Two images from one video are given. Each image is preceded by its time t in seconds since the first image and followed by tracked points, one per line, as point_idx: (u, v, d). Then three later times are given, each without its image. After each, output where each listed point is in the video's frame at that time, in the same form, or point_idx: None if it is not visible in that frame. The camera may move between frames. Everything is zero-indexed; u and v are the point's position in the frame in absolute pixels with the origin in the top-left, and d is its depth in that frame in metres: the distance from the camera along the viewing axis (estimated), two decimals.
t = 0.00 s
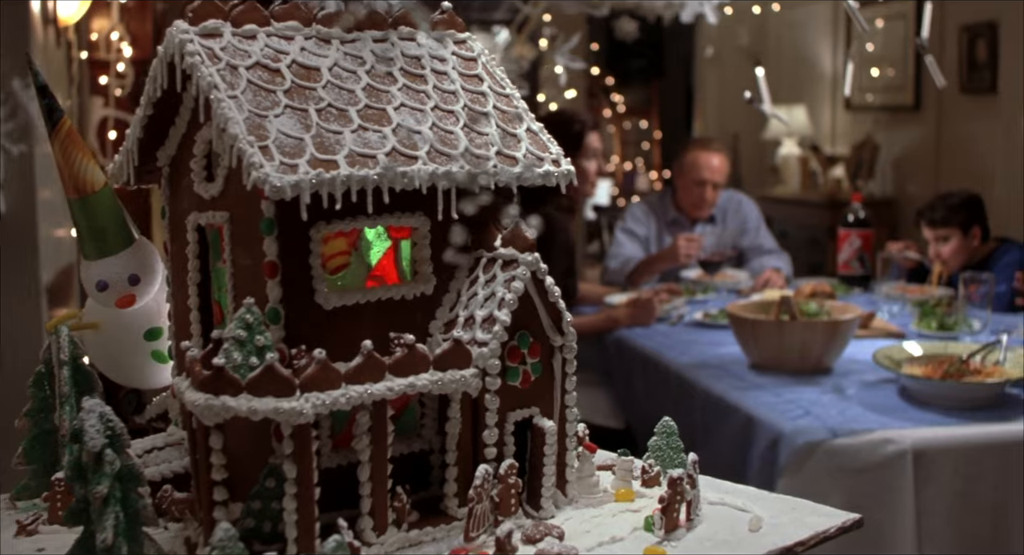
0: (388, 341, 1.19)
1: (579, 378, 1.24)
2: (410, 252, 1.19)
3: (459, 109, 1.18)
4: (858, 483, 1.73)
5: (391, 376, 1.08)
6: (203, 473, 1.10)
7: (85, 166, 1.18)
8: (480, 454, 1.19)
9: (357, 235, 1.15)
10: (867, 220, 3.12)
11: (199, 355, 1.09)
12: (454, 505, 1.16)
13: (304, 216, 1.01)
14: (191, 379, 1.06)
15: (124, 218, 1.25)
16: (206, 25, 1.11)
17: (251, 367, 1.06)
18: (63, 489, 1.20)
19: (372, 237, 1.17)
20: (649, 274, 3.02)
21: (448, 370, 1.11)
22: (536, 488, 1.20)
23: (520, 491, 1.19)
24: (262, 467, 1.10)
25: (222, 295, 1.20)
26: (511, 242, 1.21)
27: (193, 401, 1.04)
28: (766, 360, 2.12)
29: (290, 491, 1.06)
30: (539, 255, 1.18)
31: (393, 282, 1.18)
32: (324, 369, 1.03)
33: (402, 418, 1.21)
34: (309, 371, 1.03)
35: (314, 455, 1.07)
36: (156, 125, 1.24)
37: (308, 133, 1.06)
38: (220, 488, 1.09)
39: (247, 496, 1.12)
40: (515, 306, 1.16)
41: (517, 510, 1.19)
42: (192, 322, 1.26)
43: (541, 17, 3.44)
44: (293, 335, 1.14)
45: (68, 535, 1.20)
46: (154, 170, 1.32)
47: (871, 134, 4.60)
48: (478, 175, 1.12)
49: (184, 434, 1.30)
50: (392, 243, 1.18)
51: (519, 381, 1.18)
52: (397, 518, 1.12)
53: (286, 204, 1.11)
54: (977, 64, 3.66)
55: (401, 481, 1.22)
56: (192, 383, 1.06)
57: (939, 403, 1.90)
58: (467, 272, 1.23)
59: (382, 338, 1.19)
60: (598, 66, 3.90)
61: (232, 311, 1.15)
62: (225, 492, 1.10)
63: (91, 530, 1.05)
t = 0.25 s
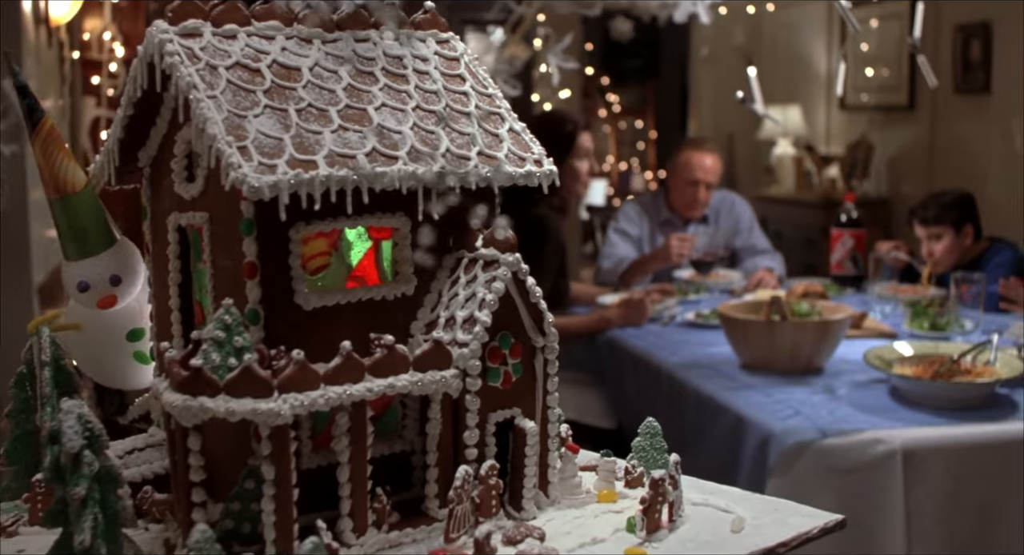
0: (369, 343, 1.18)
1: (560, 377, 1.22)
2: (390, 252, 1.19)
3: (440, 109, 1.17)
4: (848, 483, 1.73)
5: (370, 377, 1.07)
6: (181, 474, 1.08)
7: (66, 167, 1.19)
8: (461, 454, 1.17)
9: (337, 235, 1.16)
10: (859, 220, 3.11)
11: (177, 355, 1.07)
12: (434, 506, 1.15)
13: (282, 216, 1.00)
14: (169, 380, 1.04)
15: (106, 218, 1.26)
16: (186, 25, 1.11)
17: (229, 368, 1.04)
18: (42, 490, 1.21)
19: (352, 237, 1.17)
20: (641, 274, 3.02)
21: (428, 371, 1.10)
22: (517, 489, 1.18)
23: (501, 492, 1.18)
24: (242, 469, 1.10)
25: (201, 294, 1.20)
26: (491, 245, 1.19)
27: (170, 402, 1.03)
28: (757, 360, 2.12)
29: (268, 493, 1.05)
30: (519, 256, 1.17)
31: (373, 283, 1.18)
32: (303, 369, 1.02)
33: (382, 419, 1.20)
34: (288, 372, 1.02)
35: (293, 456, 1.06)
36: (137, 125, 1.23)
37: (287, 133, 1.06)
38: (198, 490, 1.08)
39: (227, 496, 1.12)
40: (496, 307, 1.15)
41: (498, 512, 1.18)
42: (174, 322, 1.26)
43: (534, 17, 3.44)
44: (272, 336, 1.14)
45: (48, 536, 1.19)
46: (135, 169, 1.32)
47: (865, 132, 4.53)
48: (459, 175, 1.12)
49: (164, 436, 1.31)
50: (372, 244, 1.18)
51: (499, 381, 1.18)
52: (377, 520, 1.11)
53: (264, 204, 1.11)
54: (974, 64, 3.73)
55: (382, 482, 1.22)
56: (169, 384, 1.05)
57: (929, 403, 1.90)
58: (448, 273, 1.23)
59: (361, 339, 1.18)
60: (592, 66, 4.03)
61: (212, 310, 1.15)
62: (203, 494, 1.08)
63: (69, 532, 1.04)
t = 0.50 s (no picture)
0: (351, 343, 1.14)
1: (544, 377, 1.20)
2: (373, 252, 1.14)
3: (424, 109, 1.14)
4: (839, 483, 1.73)
5: (351, 377, 1.04)
6: (162, 475, 1.07)
7: (48, 166, 1.17)
8: (443, 456, 1.14)
9: (319, 235, 1.11)
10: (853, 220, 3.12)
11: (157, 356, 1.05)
12: (416, 507, 1.13)
13: (263, 216, 0.98)
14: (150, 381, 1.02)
15: (89, 218, 1.25)
16: (167, 24, 1.07)
17: (210, 369, 1.02)
18: (24, 490, 1.21)
19: (334, 236, 1.13)
20: (635, 274, 3.02)
21: (410, 371, 1.08)
22: (500, 489, 1.17)
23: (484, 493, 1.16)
24: (223, 470, 1.06)
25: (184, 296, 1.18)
26: (474, 244, 1.16)
27: (151, 403, 1.01)
28: (749, 360, 2.12)
29: (248, 493, 1.03)
30: (501, 255, 1.15)
31: (355, 283, 1.13)
32: (283, 370, 1.00)
33: (364, 420, 1.16)
34: (268, 373, 1.00)
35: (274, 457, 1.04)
36: (119, 126, 1.20)
37: (267, 133, 1.03)
38: (179, 490, 1.06)
39: (208, 498, 1.07)
40: (479, 306, 1.12)
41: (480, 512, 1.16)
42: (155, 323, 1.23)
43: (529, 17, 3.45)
44: (252, 336, 1.10)
45: (26, 536, 1.19)
46: (116, 170, 1.28)
47: (861, 133, 4.76)
48: (444, 175, 1.09)
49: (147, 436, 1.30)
50: (355, 243, 1.13)
51: (482, 382, 1.15)
52: (358, 520, 1.08)
53: (246, 204, 1.07)
54: (967, 65, 3.85)
55: (363, 483, 1.18)
56: (150, 385, 1.03)
57: (920, 403, 1.91)
58: (432, 271, 1.18)
59: (343, 339, 1.14)
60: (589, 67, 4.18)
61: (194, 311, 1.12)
62: (183, 495, 1.07)
63: (50, 533, 1.04)
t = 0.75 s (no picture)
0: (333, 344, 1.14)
1: (526, 378, 1.19)
2: (355, 252, 1.14)
3: (407, 109, 1.14)
4: (829, 483, 1.73)
5: (332, 378, 1.03)
6: (141, 476, 1.07)
7: (30, 168, 1.19)
8: (425, 456, 1.14)
9: (301, 235, 1.11)
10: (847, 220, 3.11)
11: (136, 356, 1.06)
12: (399, 508, 1.12)
13: (243, 217, 0.98)
14: (130, 381, 1.02)
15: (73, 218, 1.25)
16: (149, 25, 1.07)
17: (191, 369, 1.02)
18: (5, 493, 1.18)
19: (316, 236, 1.12)
20: (628, 273, 3.02)
21: (392, 372, 1.07)
22: (482, 490, 1.17)
23: (466, 493, 1.16)
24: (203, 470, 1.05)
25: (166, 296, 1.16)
26: (455, 243, 1.15)
27: (130, 404, 1.01)
28: (740, 359, 2.12)
29: (228, 494, 1.02)
30: (485, 255, 1.14)
31: (338, 283, 1.13)
32: (263, 370, 0.99)
33: (346, 421, 1.17)
34: (247, 373, 0.99)
35: (253, 457, 1.04)
36: (101, 126, 1.20)
37: (249, 133, 1.03)
38: (158, 491, 1.06)
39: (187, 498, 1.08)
40: (461, 306, 1.12)
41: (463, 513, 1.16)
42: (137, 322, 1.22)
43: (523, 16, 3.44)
44: (234, 336, 1.09)
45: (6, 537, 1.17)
46: (99, 170, 1.28)
47: (854, 132, 4.64)
48: (425, 175, 1.09)
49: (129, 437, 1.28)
50: (337, 244, 1.13)
51: (464, 382, 1.15)
52: (339, 522, 1.08)
53: (226, 204, 1.07)
54: (961, 65, 3.91)
55: (345, 483, 1.18)
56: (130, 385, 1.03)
57: (911, 402, 1.91)
58: (415, 272, 1.18)
59: (324, 340, 1.14)
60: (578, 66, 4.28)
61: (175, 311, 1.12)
62: (163, 495, 1.07)
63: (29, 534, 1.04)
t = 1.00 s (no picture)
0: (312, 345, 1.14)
1: (507, 378, 1.19)
2: (335, 253, 1.14)
3: (388, 109, 1.14)
4: (818, 483, 1.73)
5: (310, 379, 1.03)
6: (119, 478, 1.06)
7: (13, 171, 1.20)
8: (405, 457, 1.13)
9: (280, 236, 1.11)
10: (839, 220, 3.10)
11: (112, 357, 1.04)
12: (378, 509, 1.12)
13: (221, 217, 0.98)
14: (108, 382, 1.02)
15: (52, 218, 1.27)
16: (128, 25, 1.07)
17: (168, 371, 1.02)
18: None
19: (296, 237, 1.12)
20: (620, 274, 3.02)
21: (371, 374, 1.07)
22: (464, 491, 1.16)
23: (447, 495, 1.16)
24: (182, 470, 1.04)
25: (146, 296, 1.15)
26: (436, 244, 1.14)
27: (107, 405, 1.01)
28: (731, 360, 2.11)
29: (205, 495, 1.01)
30: (466, 256, 1.13)
31: (318, 285, 1.13)
32: (240, 371, 0.99)
33: (327, 422, 1.16)
34: (225, 375, 0.99)
35: (230, 458, 1.02)
36: (82, 124, 1.19)
37: (228, 133, 1.03)
38: (135, 492, 1.06)
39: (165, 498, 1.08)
40: (441, 307, 1.11)
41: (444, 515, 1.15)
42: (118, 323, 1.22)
43: (517, 16, 3.45)
44: (212, 336, 1.09)
45: None
46: (81, 170, 1.26)
47: (849, 131, 4.89)
48: (405, 176, 1.09)
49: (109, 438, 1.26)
50: (317, 244, 1.12)
51: (445, 383, 1.13)
52: (319, 523, 1.08)
53: (205, 204, 1.06)
54: (955, 65, 4.14)
55: (325, 484, 1.17)
56: (108, 386, 1.03)
57: (901, 403, 1.91)
58: (395, 272, 1.17)
59: (304, 340, 1.13)
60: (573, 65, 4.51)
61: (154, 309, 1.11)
62: (141, 496, 1.06)
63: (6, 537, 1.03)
